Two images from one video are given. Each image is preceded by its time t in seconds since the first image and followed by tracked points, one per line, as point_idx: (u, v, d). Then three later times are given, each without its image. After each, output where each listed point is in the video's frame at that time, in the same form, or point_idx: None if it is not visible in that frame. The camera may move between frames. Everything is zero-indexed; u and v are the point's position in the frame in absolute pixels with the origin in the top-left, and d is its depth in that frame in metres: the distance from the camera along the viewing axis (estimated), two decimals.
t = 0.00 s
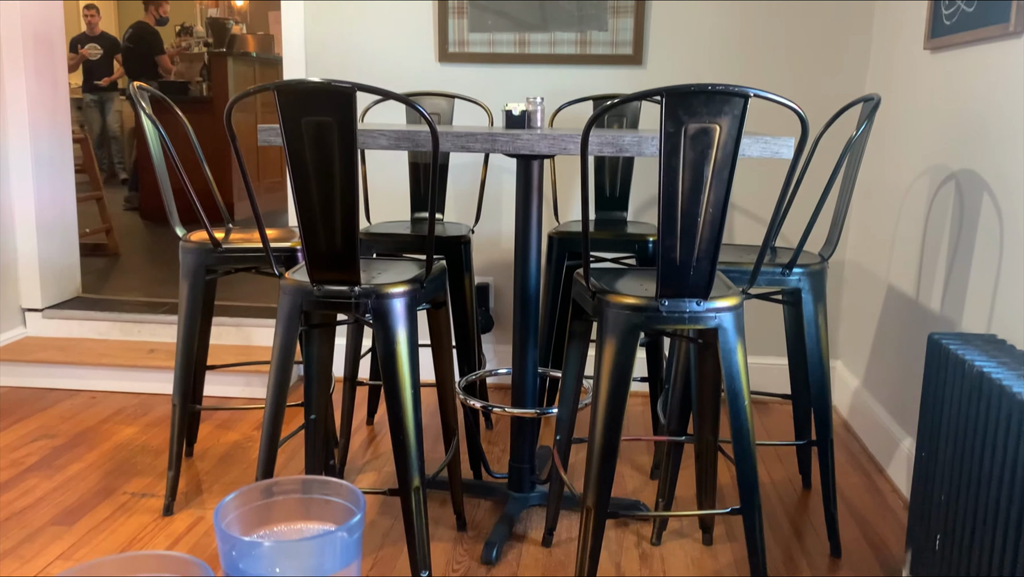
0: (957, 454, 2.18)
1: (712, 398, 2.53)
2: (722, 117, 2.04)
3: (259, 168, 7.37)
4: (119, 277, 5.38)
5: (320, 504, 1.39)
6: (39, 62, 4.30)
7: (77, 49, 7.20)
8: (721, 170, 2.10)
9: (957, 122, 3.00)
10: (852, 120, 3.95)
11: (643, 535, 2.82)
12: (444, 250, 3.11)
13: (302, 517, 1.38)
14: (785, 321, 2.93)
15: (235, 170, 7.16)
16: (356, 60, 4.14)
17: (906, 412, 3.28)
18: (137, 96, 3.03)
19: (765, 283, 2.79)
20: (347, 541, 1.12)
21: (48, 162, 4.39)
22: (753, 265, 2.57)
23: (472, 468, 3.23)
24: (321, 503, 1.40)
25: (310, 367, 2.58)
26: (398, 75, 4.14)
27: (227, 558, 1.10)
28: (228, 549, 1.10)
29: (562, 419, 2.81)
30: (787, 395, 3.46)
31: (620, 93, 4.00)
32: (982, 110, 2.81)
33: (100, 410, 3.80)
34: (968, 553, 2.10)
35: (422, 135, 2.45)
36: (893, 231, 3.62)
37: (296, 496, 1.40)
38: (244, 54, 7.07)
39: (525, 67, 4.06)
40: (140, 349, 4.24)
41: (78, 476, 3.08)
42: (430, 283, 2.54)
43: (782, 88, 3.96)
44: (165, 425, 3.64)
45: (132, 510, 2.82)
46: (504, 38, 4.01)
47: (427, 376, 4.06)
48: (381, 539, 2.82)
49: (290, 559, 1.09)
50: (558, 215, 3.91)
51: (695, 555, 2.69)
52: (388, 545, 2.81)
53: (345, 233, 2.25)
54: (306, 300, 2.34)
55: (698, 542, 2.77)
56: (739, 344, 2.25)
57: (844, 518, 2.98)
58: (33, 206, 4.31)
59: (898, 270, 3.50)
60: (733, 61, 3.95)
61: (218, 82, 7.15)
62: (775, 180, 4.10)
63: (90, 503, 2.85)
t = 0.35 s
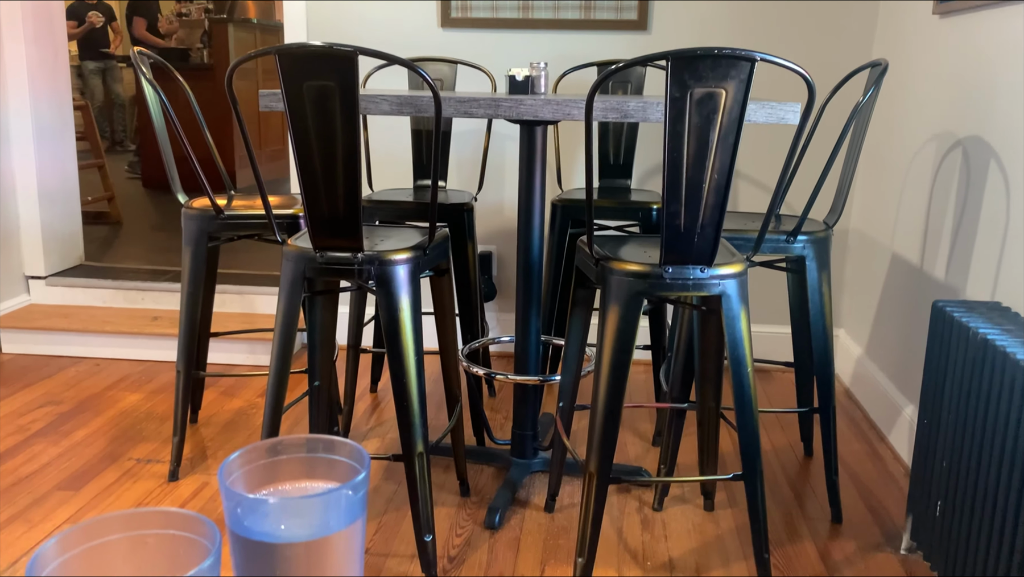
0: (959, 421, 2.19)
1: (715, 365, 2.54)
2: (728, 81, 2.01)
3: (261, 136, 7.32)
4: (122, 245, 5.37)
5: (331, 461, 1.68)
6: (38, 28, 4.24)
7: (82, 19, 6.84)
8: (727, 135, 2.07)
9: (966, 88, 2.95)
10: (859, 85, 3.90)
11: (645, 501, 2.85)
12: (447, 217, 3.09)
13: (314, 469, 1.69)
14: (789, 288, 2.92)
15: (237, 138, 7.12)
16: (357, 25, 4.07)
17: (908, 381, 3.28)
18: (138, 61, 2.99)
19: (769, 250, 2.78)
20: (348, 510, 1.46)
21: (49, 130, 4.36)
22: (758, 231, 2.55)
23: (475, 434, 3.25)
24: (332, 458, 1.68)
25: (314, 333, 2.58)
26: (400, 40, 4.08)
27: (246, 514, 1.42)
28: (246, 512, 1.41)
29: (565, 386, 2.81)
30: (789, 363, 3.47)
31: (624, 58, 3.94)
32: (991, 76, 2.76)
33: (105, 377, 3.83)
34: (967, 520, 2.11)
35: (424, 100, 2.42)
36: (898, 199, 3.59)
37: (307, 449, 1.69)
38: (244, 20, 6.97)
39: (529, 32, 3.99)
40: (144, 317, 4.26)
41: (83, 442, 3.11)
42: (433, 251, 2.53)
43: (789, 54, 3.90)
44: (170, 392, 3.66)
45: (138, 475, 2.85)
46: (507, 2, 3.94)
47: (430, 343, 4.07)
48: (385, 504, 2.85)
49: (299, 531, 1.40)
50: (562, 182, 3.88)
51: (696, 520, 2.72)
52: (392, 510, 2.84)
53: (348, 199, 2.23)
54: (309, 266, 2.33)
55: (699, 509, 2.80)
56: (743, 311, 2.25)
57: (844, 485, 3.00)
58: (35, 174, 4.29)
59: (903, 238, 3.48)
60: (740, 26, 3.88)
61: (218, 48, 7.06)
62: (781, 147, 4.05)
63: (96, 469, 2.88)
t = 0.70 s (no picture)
0: (963, 391, 2.19)
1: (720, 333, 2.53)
2: (737, 46, 1.98)
3: (265, 103, 7.25)
4: (126, 212, 5.36)
5: (332, 416, 1.80)
6: None
7: None
8: (736, 101, 2.05)
9: (979, 55, 2.90)
10: (870, 52, 3.84)
11: (648, 469, 2.87)
12: (452, 184, 3.07)
13: (314, 427, 1.81)
14: (795, 258, 2.91)
15: (241, 105, 7.06)
16: None
17: (913, 351, 3.28)
18: (141, 23, 2.96)
19: (776, 219, 2.76)
20: (351, 463, 1.58)
21: (52, 94, 4.32)
22: (766, 200, 2.52)
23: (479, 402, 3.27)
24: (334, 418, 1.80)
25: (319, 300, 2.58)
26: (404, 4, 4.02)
27: (245, 469, 1.55)
28: (242, 460, 1.54)
29: (569, 354, 2.81)
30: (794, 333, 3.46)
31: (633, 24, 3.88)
32: (1004, 43, 2.71)
33: (110, 343, 3.84)
34: (969, 488, 2.12)
35: (430, 64, 2.38)
36: (906, 168, 3.55)
37: (307, 402, 1.81)
38: None
39: None
40: (149, 283, 4.26)
41: (89, 407, 3.13)
42: (438, 217, 2.52)
43: (800, 20, 3.83)
44: (175, 358, 3.68)
45: (144, 440, 2.88)
46: None
47: (435, 312, 4.07)
48: (390, 470, 2.87)
49: (301, 486, 1.53)
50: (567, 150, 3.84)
51: (699, 488, 2.74)
52: (397, 475, 2.87)
53: (353, 165, 2.21)
54: (314, 232, 2.32)
55: (702, 476, 2.82)
56: (749, 279, 2.24)
57: (847, 454, 3.02)
58: (39, 139, 4.26)
59: (910, 208, 3.45)
60: None
61: (221, 14, 6.97)
62: (789, 116, 4.01)
63: (102, 433, 2.91)
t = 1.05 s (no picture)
0: (968, 359, 2.18)
1: (725, 299, 2.53)
2: (748, 7, 1.94)
3: (268, 67, 7.17)
4: (129, 176, 5.34)
5: (344, 366, 0.79)
6: None
7: None
8: (745, 64, 2.01)
9: (993, 19, 2.83)
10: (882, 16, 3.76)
11: (650, 435, 2.88)
12: (456, 149, 3.04)
13: (317, 382, 0.78)
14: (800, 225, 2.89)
15: (244, 69, 6.98)
16: None
17: (918, 320, 3.27)
18: None
19: (783, 185, 2.73)
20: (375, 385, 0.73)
21: (53, 56, 4.27)
22: (773, 166, 2.49)
23: (483, 367, 3.27)
24: (344, 362, 0.79)
25: (323, 264, 2.58)
26: None
27: (239, 427, 0.69)
28: (244, 414, 0.69)
29: (573, 321, 2.81)
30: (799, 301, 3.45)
31: None
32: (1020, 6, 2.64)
33: (114, 307, 3.85)
34: (972, 456, 2.13)
35: (435, 26, 2.33)
36: (914, 136, 3.50)
37: (314, 355, 0.79)
38: None
39: None
40: (153, 248, 4.26)
41: (94, 369, 3.15)
42: (442, 182, 2.49)
43: None
44: (179, 323, 3.69)
45: (149, 403, 2.90)
46: None
47: (439, 278, 4.07)
48: (394, 433, 2.89)
49: (304, 434, 0.68)
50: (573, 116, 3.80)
51: (701, 454, 2.76)
52: (400, 439, 2.89)
53: (357, 128, 2.19)
54: (318, 195, 2.30)
55: (704, 443, 2.83)
56: (754, 246, 2.22)
57: (849, 422, 3.03)
58: (41, 101, 4.22)
59: (917, 176, 3.41)
60: None
61: None
62: (798, 82, 3.94)
63: (108, 396, 2.93)
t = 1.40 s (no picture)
0: (976, 330, 2.17)
1: (732, 268, 2.52)
2: None
3: (272, 34, 7.10)
4: (134, 144, 5.32)
5: (352, 327, 0.78)
6: None
7: None
8: (756, 27, 1.97)
9: None
10: None
11: (655, 404, 2.89)
12: (462, 116, 3.00)
13: (326, 342, 0.78)
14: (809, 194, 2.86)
15: (248, 36, 6.91)
16: None
17: (925, 290, 3.25)
18: None
19: (792, 153, 2.69)
20: (383, 344, 0.72)
21: (55, 21, 4.22)
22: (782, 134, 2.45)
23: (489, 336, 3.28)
24: (352, 323, 0.78)
25: (329, 231, 2.57)
26: None
27: (249, 384, 0.69)
28: (254, 370, 0.68)
29: (579, 289, 2.80)
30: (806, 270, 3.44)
31: None
32: None
33: (121, 275, 3.86)
34: (978, 425, 2.13)
35: None
36: (925, 103, 3.45)
37: (322, 315, 0.78)
38: None
39: None
40: (158, 216, 4.25)
41: (101, 337, 3.17)
42: (448, 148, 2.46)
43: None
44: (185, 291, 3.70)
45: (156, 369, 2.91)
46: None
47: (445, 247, 4.06)
48: (400, 401, 2.91)
49: (313, 391, 0.67)
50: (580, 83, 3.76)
51: (706, 422, 2.76)
52: (407, 406, 2.90)
53: (362, 93, 2.16)
54: (323, 161, 2.28)
55: (709, 411, 2.84)
56: (763, 213, 2.20)
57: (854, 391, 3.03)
58: (44, 68, 4.19)
59: (928, 145, 3.36)
60: None
61: None
62: (809, 49, 3.88)
63: (115, 363, 2.95)
